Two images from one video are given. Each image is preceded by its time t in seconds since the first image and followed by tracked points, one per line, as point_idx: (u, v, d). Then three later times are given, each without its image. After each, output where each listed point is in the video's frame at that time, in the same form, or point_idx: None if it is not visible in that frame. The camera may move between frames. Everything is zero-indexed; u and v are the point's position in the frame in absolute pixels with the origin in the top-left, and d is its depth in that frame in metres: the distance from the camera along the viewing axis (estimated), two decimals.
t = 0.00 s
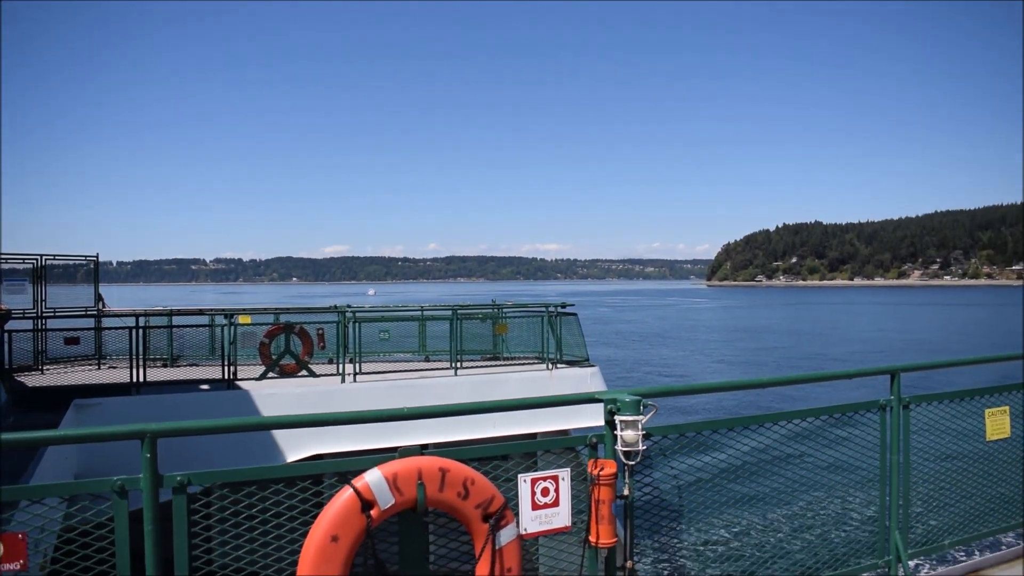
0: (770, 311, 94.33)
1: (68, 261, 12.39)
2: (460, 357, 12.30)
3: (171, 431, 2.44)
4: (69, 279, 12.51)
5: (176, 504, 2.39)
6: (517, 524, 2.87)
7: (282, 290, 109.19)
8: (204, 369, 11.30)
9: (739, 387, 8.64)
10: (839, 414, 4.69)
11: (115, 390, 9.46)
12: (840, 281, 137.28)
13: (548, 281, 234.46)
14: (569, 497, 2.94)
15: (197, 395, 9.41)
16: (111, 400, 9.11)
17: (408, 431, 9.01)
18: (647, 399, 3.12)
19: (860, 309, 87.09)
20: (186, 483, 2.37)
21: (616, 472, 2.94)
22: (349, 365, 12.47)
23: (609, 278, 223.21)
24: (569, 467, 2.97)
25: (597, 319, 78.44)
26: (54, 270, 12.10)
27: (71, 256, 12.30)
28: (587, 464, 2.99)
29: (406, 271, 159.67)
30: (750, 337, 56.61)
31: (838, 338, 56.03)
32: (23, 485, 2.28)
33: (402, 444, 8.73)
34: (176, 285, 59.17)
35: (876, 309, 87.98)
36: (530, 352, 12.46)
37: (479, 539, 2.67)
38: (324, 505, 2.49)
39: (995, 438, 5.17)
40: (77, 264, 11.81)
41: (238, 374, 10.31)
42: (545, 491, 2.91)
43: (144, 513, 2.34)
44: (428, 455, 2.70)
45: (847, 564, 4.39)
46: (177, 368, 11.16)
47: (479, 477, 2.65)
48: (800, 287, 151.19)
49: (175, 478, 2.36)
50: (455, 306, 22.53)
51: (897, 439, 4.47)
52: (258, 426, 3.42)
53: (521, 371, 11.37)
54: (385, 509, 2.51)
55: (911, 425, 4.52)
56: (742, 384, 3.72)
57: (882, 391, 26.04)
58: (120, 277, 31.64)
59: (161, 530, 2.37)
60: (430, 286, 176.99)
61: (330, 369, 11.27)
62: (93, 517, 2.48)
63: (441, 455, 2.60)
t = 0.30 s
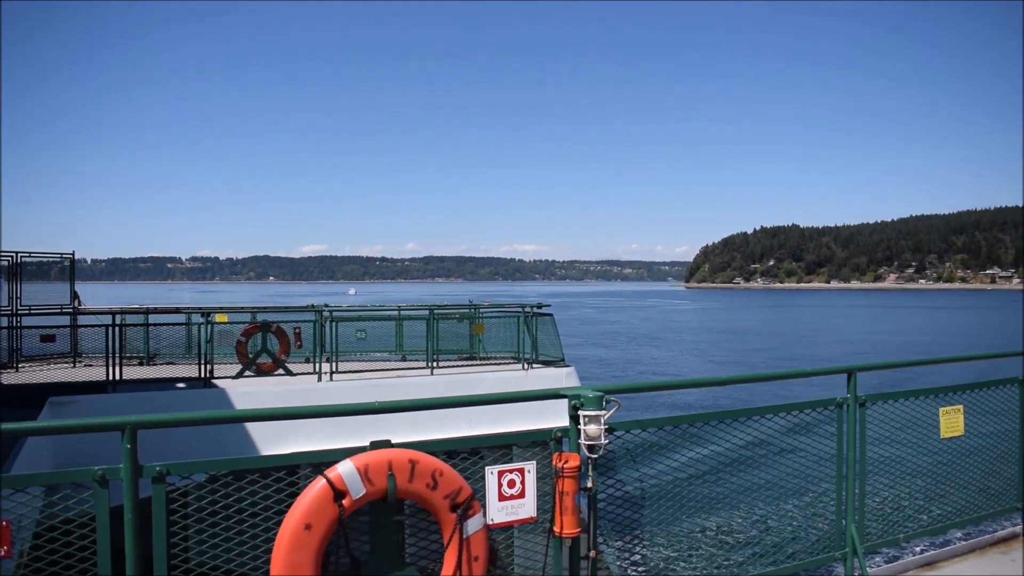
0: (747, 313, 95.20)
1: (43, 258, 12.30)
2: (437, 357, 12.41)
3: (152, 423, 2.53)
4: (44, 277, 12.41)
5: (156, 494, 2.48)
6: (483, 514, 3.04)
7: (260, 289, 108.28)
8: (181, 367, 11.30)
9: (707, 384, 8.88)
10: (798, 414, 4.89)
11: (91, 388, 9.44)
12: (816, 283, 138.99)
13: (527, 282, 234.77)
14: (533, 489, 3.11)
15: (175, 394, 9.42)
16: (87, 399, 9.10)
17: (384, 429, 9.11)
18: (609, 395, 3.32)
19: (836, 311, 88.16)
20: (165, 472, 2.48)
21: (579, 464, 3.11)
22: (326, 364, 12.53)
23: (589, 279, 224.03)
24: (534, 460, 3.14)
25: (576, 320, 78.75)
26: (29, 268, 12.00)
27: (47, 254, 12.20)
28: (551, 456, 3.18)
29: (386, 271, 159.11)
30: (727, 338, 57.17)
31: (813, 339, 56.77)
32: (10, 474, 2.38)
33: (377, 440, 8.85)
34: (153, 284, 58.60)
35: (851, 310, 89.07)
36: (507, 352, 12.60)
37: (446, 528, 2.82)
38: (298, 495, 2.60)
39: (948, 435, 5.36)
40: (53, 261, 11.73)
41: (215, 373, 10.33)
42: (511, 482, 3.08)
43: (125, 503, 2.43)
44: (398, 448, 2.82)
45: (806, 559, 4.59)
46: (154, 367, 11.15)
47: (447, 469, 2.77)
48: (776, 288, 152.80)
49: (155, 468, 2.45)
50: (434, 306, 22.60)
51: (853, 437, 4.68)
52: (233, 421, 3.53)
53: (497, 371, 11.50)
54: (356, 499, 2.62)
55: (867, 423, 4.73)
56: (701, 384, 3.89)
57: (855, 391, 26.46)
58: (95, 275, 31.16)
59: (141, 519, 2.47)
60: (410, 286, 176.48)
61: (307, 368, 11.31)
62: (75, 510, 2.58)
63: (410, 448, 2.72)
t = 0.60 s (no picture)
0: (730, 312, 95.91)
1: (24, 258, 12.23)
2: (419, 357, 12.49)
3: (141, 421, 2.59)
4: (25, 277, 12.35)
5: (145, 490, 2.55)
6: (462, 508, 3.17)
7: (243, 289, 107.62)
8: (163, 367, 11.30)
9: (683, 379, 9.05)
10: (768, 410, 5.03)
11: (73, 389, 9.43)
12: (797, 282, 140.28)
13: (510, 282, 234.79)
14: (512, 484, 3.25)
15: (158, 394, 9.42)
16: (69, 399, 9.08)
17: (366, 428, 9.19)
18: (584, 393, 3.48)
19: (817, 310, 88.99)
20: (153, 469, 2.54)
21: (555, 460, 3.31)
22: (308, 365, 12.57)
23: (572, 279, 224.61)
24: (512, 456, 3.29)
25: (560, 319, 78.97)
26: (9, 268, 11.93)
27: (27, 254, 12.14)
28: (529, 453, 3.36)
29: (368, 271, 158.62)
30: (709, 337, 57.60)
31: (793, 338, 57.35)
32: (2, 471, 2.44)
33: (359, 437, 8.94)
34: (134, 284, 58.10)
35: (832, 310, 89.97)
36: (489, 352, 12.70)
37: (426, 522, 2.91)
38: (282, 491, 2.68)
39: (917, 432, 5.50)
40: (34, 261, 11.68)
41: (197, 373, 10.34)
42: (490, 478, 3.21)
43: (115, 499, 2.49)
44: (379, 444, 2.91)
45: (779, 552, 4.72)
46: (136, 368, 11.14)
47: (428, 465, 2.86)
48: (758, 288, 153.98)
49: (144, 465, 2.52)
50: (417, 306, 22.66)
51: (823, 435, 4.82)
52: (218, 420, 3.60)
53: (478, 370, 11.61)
54: (339, 494, 2.72)
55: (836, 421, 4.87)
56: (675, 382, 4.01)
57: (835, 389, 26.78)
58: (75, 276, 30.90)
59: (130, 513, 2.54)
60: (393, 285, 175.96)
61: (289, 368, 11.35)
62: (64, 507, 2.65)
63: (392, 444, 2.81)
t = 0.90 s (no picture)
0: (701, 314, 96.93)
1: None
2: (391, 357, 12.51)
3: (116, 417, 2.63)
4: None
5: (119, 484, 2.58)
6: (433, 504, 3.27)
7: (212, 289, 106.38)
8: (132, 367, 11.21)
9: (652, 379, 9.21)
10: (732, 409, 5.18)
11: (40, 388, 9.31)
12: (766, 284, 142.17)
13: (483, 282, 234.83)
14: (482, 480, 3.36)
15: (129, 393, 9.34)
16: (37, 398, 8.96)
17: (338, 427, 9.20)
18: (552, 391, 3.58)
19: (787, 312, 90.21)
20: (128, 465, 2.58)
21: (523, 457, 3.41)
22: (279, 365, 12.54)
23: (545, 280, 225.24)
24: (482, 453, 3.39)
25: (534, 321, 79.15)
26: None
27: None
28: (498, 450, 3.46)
29: (340, 271, 157.51)
30: (680, 338, 58.12)
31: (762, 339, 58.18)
32: None
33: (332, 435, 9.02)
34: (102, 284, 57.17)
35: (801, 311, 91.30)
36: (461, 352, 12.75)
37: (398, 517, 2.98)
38: (256, 487, 2.73)
39: (876, 429, 5.66)
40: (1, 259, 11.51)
41: (168, 373, 10.27)
42: (460, 474, 3.31)
43: (89, 493, 2.53)
44: (351, 441, 2.97)
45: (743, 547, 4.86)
46: (105, 367, 11.02)
47: (399, 461, 2.94)
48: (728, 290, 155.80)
49: (119, 460, 2.56)
50: (389, 306, 22.66)
51: (785, 432, 4.97)
52: (192, 417, 3.63)
53: (450, 371, 11.66)
54: (312, 489, 2.77)
55: (797, 419, 5.03)
56: (641, 380, 4.12)
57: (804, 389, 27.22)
58: (39, 275, 30.27)
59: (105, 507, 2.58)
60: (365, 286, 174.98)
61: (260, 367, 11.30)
62: (40, 502, 2.68)
63: (364, 440, 2.88)
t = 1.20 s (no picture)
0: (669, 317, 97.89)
1: None
2: (361, 362, 12.49)
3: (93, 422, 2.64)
4: None
5: (96, 489, 2.59)
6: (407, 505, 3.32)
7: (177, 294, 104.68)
8: (99, 373, 11.06)
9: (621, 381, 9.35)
10: (698, 408, 5.31)
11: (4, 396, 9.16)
12: (733, 287, 144.03)
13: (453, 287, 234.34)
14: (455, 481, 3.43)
15: (97, 400, 9.23)
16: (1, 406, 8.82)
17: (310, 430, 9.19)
18: (522, 393, 3.68)
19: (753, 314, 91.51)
20: (104, 469, 2.59)
21: (495, 457, 3.49)
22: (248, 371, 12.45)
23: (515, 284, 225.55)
24: (453, 454, 3.46)
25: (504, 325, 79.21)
26: None
27: None
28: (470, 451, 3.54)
29: (308, 276, 156.10)
30: (649, 341, 58.62)
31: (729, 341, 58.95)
32: None
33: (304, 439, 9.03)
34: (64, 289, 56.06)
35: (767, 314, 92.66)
36: (431, 356, 12.77)
37: (371, 517, 3.03)
38: (231, 490, 2.77)
39: (838, 428, 5.81)
40: None
41: (135, 379, 10.15)
42: (433, 476, 3.38)
43: (66, 498, 2.53)
44: (326, 443, 3.02)
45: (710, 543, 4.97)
46: (70, 375, 10.85)
47: (372, 464, 3.00)
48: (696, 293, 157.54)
49: (95, 465, 2.57)
50: (358, 311, 22.58)
51: (749, 430, 5.10)
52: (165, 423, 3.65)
53: (420, 375, 11.68)
54: (287, 492, 2.81)
55: (761, 416, 5.16)
56: (610, 381, 4.21)
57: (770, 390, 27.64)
58: None
59: (83, 511, 2.59)
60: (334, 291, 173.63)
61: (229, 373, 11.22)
62: (17, 506, 2.69)
63: (338, 443, 2.93)
